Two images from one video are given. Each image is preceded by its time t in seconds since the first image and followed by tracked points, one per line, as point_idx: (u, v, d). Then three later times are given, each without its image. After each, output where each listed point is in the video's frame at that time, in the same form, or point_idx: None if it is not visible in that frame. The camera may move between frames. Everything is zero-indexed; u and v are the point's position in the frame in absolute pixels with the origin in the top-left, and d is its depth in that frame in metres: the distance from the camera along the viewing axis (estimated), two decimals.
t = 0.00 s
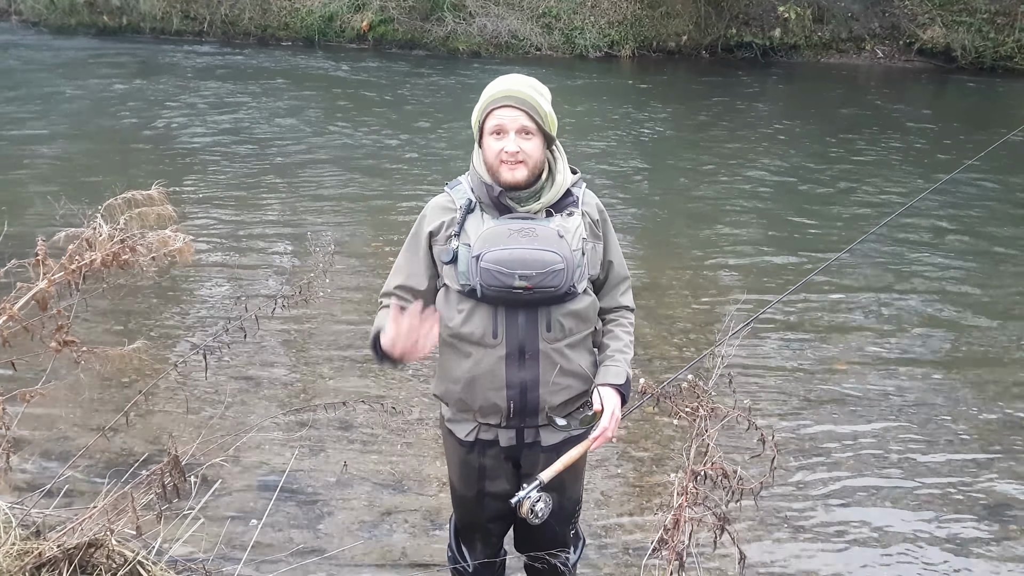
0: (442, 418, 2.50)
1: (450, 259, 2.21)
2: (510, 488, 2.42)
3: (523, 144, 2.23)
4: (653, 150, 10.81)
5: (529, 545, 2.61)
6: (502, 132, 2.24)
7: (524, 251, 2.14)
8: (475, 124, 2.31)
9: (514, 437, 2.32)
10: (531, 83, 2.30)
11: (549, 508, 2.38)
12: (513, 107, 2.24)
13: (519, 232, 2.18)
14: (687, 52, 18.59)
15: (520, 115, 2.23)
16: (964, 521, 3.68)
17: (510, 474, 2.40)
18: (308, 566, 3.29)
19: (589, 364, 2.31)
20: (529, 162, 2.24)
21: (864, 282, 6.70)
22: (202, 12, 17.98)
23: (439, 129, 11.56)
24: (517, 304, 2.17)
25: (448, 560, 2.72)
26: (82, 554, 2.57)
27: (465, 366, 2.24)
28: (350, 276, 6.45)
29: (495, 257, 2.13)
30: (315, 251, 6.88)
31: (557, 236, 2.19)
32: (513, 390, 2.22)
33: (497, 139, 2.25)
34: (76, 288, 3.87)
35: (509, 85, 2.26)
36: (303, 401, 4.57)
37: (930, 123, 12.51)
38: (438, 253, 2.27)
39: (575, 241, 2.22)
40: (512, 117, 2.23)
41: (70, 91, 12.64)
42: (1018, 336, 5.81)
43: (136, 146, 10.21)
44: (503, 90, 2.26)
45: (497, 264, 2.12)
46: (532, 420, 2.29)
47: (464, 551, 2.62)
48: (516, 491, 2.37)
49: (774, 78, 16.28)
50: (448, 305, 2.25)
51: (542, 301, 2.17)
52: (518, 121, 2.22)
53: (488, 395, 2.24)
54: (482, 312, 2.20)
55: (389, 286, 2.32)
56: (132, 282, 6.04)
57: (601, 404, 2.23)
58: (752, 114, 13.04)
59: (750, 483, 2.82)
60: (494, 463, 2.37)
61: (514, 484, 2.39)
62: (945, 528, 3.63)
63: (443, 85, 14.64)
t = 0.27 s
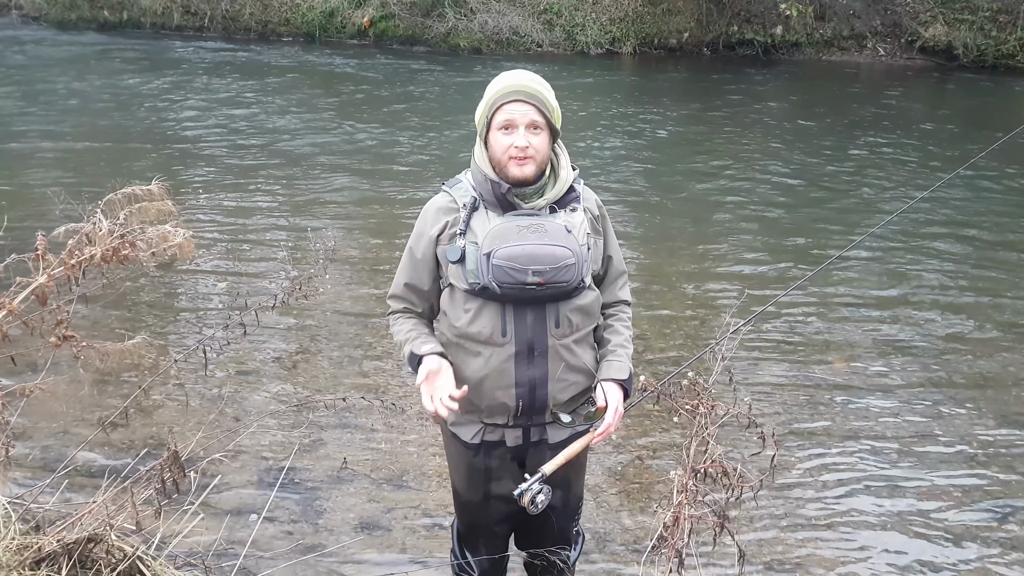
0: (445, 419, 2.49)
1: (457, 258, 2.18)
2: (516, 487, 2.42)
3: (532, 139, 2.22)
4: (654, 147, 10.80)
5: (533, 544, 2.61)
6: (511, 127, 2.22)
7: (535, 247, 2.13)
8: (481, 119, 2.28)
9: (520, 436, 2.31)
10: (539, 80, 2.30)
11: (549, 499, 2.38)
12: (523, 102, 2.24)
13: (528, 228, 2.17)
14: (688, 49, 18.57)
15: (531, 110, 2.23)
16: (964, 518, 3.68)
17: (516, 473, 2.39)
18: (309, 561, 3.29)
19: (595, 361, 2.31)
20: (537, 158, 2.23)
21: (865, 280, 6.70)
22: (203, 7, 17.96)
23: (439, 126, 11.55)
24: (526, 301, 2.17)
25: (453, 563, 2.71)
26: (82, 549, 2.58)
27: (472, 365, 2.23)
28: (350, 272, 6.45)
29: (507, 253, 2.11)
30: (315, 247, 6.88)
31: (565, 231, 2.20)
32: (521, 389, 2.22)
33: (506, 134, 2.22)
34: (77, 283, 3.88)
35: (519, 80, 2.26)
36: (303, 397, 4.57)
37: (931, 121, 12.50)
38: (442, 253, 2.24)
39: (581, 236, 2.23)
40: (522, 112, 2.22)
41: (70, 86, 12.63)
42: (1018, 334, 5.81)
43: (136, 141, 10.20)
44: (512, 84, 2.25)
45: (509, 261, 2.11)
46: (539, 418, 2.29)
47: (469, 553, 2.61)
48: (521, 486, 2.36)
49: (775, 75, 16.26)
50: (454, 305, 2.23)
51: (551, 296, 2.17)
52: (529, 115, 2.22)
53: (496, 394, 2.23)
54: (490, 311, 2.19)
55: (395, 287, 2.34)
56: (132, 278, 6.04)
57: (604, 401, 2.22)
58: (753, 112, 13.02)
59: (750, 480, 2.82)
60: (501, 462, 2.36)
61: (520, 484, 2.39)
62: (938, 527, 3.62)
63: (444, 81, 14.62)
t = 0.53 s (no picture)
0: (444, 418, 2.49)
1: (449, 256, 2.20)
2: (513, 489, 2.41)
3: (526, 140, 2.22)
4: (655, 147, 10.79)
5: (533, 545, 2.60)
6: (505, 128, 2.23)
7: (524, 247, 2.13)
8: (477, 120, 2.29)
9: (516, 436, 2.30)
10: (534, 80, 2.30)
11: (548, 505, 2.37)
12: (517, 104, 2.24)
13: (518, 228, 2.17)
14: (689, 49, 18.57)
15: (524, 111, 2.23)
16: (964, 521, 3.67)
17: (513, 474, 2.38)
18: (307, 560, 3.28)
19: (592, 363, 2.30)
20: (530, 159, 2.24)
21: (865, 281, 6.69)
22: (204, 5, 17.94)
23: (440, 125, 11.54)
24: (517, 302, 2.16)
25: (454, 564, 2.71)
26: (80, 547, 2.57)
27: (466, 364, 2.23)
28: (350, 271, 6.44)
29: (494, 253, 2.12)
30: (315, 246, 6.87)
31: (557, 232, 2.19)
32: (514, 388, 2.21)
33: (500, 135, 2.23)
34: (76, 281, 3.88)
35: (513, 81, 2.26)
36: (303, 396, 4.56)
37: (932, 122, 12.49)
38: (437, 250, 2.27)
39: (575, 238, 2.22)
40: (515, 114, 2.22)
41: (71, 83, 12.63)
42: (1018, 335, 5.80)
43: (136, 138, 10.19)
44: (507, 85, 2.25)
45: (497, 260, 2.11)
46: (534, 419, 2.28)
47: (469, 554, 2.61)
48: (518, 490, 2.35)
49: (776, 75, 16.26)
50: (449, 304, 2.24)
51: (541, 297, 2.15)
52: (522, 117, 2.22)
53: (489, 394, 2.22)
54: (482, 310, 2.19)
55: (392, 289, 2.35)
56: (132, 276, 6.03)
57: (602, 405, 2.21)
58: (754, 112, 13.02)
59: (750, 482, 2.81)
60: (497, 463, 2.35)
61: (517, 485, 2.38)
62: (941, 529, 3.61)
63: (446, 80, 14.61)
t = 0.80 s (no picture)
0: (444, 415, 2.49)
1: (446, 253, 2.22)
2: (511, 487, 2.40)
3: (518, 135, 2.22)
4: (654, 145, 10.79)
5: (531, 543, 2.60)
6: (497, 123, 2.23)
7: (518, 245, 2.13)
8: (473, 115, 2.31)
9: (513, 435, 2.30)
10: (530, 75, 2.29)
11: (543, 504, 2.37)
12: (509, 98, 2.24)
13: (513, 226, 2.17)
14: (688, 46, 18.56)
15: (515, 106, 2.23)
16: (965, 518, 3.67)
17: (510, 472, 2.38)
18: (309, 559, 3.29)
19: (590, 362, 2.30)
20: (524, 154, 2.24)
21: (865, 278, 6.69)
22: (203, 5, 17.93)
23: (439, 123, 11.53)
24: (513, 300, 2.16)
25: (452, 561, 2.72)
26: (82, 547, 2.57)
27: (464, 361, 2.23)
28: (350, 270, 6.44)
29: (488, 250, 2.13)
30: (314, 245, 6.86)
31: (552, 229, 2.18)
32: (510, 386, 2.21)
33: (493, 130, 2.24)
34: (76, 281, 3.87)
35: (506, 76, 2.26)
36: (303, 396, 4.56)
37: (931, 118, 12.48)
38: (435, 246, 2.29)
39: (572, 236, 2.21)
40: (507, 108, 2.23)
41: (70, 84, 12.63)
42: (1018, 332, 5.80)
43: (135, 138, 10.18)
44: (500, 80, 2.25)
45: (490, 257, 2.12)
46: (531, 417, 2.27)
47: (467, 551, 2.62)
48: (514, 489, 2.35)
49: (775, 73, 16.25)
50: (447, 301, 2.25)
51: (536, 295, 2.15)
52: (513, 112, 2.22)
53: (485, 391, 2.22)
54: (479, 307, 2.20)
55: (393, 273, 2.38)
56: (132, 277, 6.03)
57: (600, 403, 2.22)
58: (753, 109, 13.01)
59: (751, 479, 2.81)
60: (495, 461, 2.35)
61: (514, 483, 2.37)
62: (942, 524, 3.62)
63: (445, 78, 14.60)
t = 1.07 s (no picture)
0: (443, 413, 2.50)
1: (442, 251, 2.22)
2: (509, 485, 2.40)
3: (525, 134, 2.22)
4: (655, 143, 10.78)
5: (530, 541, 2.60)
6: (504, 123, 2.23)
7: (511, 243, 2.13)
8: (474, 117, 2.30)
9: (511, 433, 2.29)
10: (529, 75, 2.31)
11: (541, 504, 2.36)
12: (514, 98, 2.24)
13: (508, 224, 2.17)
14: (689, 45, 18.55)
15: (522, 104, 2.24)
16: (966, 516, 3.67)
17: (508, 470, 2.38)
18: (309, 557, 3.29)
19: (588, 361, 2.30)
20: (531, 153, 2.24)
21: (865, 277, 6.68)
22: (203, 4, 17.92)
23: (440, 122, 11.51)
24: (509, 299, 2.17)
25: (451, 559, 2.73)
26: (83, 545, 2.58)
27: (461, 360, 2.24)
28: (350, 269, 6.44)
29: (482, 248, 2.13)
30: (315, 244, 6.86)
31: (547, 228, 2.19)
32: (506, 385, 2.21)
33: (499, 130, 2.23)
34: (76, 280, 3.87)
35: (506, 77, 2.27)
36: (304, 394, 4.56)
37: (932, 117, 12.47)
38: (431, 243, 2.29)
39: (568, 235, 2.21)
40: (514, 108, 2.23)
41: (70, 83, 12.62)
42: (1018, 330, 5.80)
43: (136, 137, 10.17)
44: (502, 81, 2.26)
45: (483, 256, 2.12)
46: (528, 417, 2.27)
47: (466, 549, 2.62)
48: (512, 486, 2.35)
49: (776, 71, 16.24)
50: (444, 299, 2.26)
51: (531, 294, 2.16)
52: (521, 110, 2.23)
53: (482, 390, 2.23)
54: (474, 306, 2.20)
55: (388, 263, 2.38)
56: (133, 275, 6.03)
57: (600, 403, 2.21)
58: (754, 108, 12.99)
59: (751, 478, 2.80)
60: (492, 459, 2.35)
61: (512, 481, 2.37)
62: (942, 523, 3.62)
63: (445, 77, 14.58)
